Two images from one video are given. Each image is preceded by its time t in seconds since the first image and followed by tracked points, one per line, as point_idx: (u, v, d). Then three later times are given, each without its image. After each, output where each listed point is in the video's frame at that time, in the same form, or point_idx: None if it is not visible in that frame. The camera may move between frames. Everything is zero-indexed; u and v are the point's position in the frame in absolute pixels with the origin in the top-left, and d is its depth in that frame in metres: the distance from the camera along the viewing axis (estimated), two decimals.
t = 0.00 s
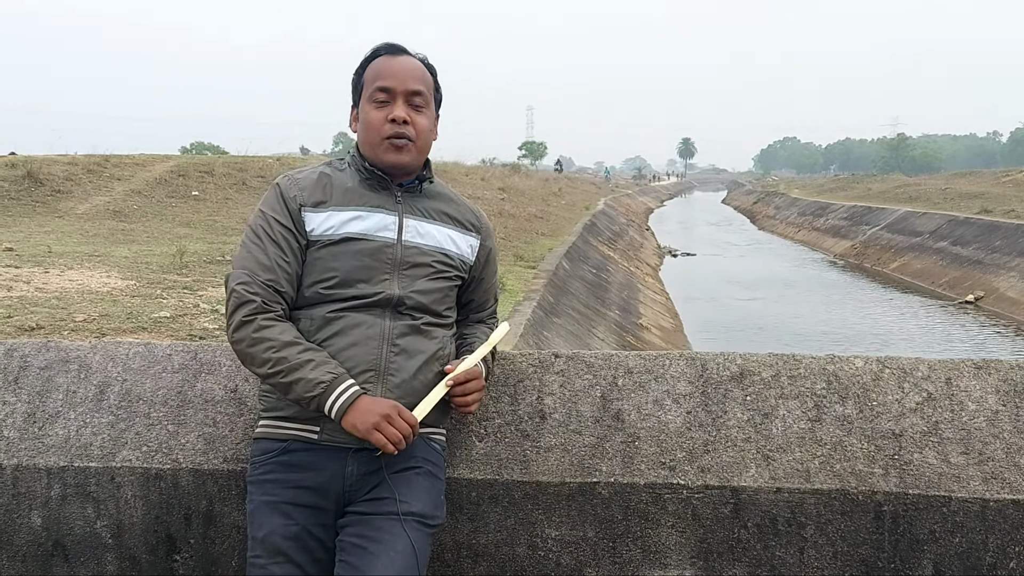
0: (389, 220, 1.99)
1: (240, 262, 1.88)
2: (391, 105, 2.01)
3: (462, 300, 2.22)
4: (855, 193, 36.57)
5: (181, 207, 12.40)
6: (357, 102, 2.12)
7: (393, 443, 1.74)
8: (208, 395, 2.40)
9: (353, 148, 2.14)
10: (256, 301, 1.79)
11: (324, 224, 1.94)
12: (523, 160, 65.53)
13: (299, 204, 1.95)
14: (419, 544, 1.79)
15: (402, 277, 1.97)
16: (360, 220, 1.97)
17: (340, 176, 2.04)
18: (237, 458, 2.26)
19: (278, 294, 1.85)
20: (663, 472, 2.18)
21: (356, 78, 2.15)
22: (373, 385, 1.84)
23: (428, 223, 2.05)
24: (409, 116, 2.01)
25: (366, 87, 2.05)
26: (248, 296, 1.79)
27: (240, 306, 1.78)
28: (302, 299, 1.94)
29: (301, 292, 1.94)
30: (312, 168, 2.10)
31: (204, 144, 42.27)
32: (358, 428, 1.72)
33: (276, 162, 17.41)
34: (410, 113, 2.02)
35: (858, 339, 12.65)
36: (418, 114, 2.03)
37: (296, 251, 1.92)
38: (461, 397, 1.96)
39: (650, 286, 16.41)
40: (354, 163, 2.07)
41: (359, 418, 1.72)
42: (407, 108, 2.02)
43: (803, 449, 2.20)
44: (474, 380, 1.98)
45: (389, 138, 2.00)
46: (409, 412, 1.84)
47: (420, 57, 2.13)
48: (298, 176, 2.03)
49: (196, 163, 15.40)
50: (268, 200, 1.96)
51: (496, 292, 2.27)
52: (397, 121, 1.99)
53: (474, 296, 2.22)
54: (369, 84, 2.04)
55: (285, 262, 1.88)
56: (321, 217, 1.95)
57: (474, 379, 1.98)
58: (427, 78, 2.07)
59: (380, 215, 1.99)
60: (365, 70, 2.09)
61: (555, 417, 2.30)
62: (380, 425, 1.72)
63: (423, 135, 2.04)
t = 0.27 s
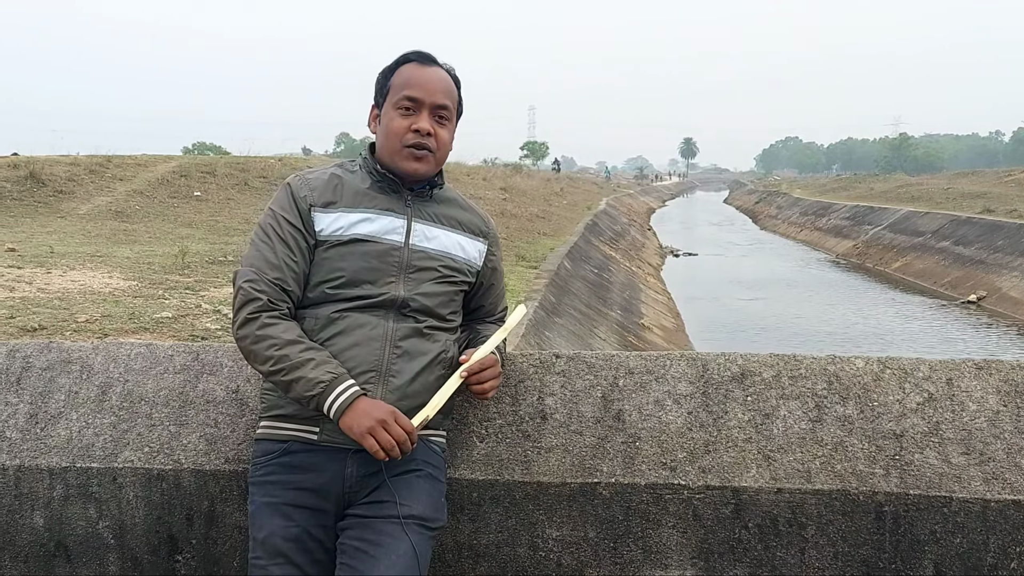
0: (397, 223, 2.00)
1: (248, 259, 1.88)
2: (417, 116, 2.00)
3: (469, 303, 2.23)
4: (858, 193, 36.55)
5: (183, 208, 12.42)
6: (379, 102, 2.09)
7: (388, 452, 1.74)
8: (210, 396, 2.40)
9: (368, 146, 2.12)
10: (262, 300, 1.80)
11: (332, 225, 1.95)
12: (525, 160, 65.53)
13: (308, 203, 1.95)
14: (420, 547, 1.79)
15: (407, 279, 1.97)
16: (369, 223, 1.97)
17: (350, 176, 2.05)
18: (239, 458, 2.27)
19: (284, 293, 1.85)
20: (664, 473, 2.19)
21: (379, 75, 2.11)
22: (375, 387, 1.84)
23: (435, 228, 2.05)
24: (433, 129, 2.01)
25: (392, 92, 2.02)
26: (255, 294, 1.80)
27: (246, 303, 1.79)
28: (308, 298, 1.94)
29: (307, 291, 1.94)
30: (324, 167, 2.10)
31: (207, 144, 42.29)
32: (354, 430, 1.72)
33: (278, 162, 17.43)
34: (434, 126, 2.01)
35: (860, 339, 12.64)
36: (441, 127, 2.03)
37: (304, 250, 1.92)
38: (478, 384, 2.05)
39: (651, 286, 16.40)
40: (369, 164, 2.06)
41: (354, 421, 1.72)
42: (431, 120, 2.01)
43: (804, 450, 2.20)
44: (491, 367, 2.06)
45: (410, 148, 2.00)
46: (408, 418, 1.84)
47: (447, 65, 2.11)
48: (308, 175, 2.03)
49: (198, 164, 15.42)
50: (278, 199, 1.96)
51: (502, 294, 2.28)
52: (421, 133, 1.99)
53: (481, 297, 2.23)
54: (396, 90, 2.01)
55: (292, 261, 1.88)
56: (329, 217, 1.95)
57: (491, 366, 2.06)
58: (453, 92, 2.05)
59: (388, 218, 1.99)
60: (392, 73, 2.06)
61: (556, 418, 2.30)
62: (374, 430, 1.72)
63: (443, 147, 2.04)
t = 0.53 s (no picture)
0: (397, 224, 2.00)
1: (248, 261, 1.89)
2: (417, 114, 2.00)
3: (470, 303, 2.23)
4: (859, 193, 36.53)
5: (185, 208, 12.43)
6: (380, 100, 2.09)
7: (382, 453, 1.73)
8: (211, 396, 2.40)
9: (368, 144, 2.11)
10: (262, 301, 1.80)
11: (332, 226, 1.95)
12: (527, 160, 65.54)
13: (308, 205, 1.95)
14: (420, 547, 1.79)
15: (407, 280, 1.98)
16: (369, 223, 1.97)
17: (351, 177, 2.05)
18: (239, 458, 2.27)
19: (284, 295, 1.86)
20: (665, 473, 2.19)
21: (379, 73, 2.10)
22: (374, 388, 1.84)
23: (435, 228, 2.05)
24: (434, 127, 2.01)
25: (393, 90, 2.02)
26: (255, 296, 1.80)
27: (246, 305, 1.80)
28: (308, 299, 1.94)
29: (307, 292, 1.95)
30: (325, 168, 2.10)
31: (207, 144, 42.28)
32: (350, 433, 1.72)
33: (279, 162, 17.44)
34: (436, 126, 2.01)
35: (862, 339, 12.63)
36: (442, 126, 2.03)
37: (304, 252, 1.92)
38: (479, 393, 2.03)
39: (653, 286, 16.40)
40: (369, 164, 2.06)
41: (350, 425, 1.72)
42: (432, 119, 2.02)
43: (805, 450, 2.20)
44: (493, 377, 2.04)
45: (411, 148, 2.00)
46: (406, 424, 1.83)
47: (447, 65, 2.11)
48: (309, 176, 2.03)
49: (199, 164, 15.43)
50: (278, 200, 1.96)
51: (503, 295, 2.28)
52: (423, 132, 1.99)
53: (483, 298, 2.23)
54: (397, 88, 2.01)
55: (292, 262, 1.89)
56: (329, 219, 1.95)
57: (492, 375, 2.03)
58: (454, 91, 2.06)
59: (388, 219, 1.99)
60: (393, 71, 2.05)
61: (557, 418, 2.31)
62: (371, 433, 1.72)
63: (444, 147, 2.05)
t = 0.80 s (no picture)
0: (396, 223, 2.00)
1: (247, 261, 1.89)
2: (421, 116, 2.00)
3: (471, 302, 2.23)
4: (862, 192, 36.48)
5: (187, 208, 12.44)
6: (382, 100, 2.09)
7: (378, 450, 1.73)
8: (213, 395, 2.41)
9: (369, 144, 2.11)
10: (261, 301, 1.80)
11: (331, 226, 1.95)
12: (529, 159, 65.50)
13: (307, 205, 1.95)
14: (420, 545, 1.79)
15: (406, 279, 1.98)
16: (368, 223, 1.97)
17: (350, 177, 2.05)
18: (242, 457, 2.28)
19: (283, 295, 1.86)
20: (666, 472, 2.19)
21: (382, 72, 2.10)
22: (373, 386, 1.85)
23: (435, 227, 2.06)
24: (437, 130, 2.02)
25: (397, 91, 2.02)
26: (254, 296, 1.81)
27: (245, 305, 1.80)
28: (307, 298, 1.94)
29: (307, 292, 1.95)
30: (324, 168, 2.10)
31: (210, 144, 42.35)
32: (349, 431, 1.72)
33: (282, 162, 17.46)
34: (439, 128, 2.02)
35: (864, 338, 12.61)
36: (445, 129, 2.04)
37: (303, 252, 1.92)
38: (481, 393, 2.02)
39: (655, 286, 16.40)
40: (369, 164, 2.06)
41: (349, 422, 1.72)
42: (436, 122, 2.02)
43: (806, 449, 2.19)
44: (496, 377, 2.04)
45: (414, 150, 2.00)
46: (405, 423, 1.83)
47: (450, 67, 2.11)
48: (308, 176, 2.04)
49: (201, 164, 15.45)
50: (277, 200, 1.97)
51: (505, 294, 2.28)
52: (426, 135, 1.99)
53: (485, 298, 2.23)
54: (401, 89, 2.01)
55: (290, 261, 1.89)
56: (328, 219, 1.96)
57: (494, 375, 2.03)
58: (458, 94, 2.07)
59: (387, 218, 1.99)
60: (396, 71, 2.05)
61: (559, 417, 2.31)
62: (370, 430, 1.72)
63: (446, 149, 2.06)
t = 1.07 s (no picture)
0: (398, 222, 2.00)
1: (249, 260, 1.89)
2: (424, 116, 2.00)
3: (473, 300, 2.23)
4: (863, 191, 36.46)
5: (189, 207, 12.45)
6: (384, 100, 2.08)
7: (382, 450, 1.73)
8: (216, 394, 2.41)
9: (370, 143, 2.11)
10: (262, 301, 1.80)
11: (333, 225, 1.95)
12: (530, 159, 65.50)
13: (308, 204, 1.95)
14: (422, 544, 1.79)
15: (408, 278, 1.98)
16: (370, 222, 1.97)
17: (351, 177, 2.05)
18: (244, 456, 2.28)
19: (284, 294, 1.86)
20: (669, 471, 2.19)
21: (384, 71, 2.09)
22: (375, 385, 1.85)
23: (436, 226, 2.05)
24: (440, 130, 2.02)
25: (400, 91, 2.01)
26: (255, 295, 1.81)
27: (247, 305, 1.80)
28: (309, 298, 1.94)
29: (309, 291, 1.95)
30: (325, 168, 2.10)
31: (211, 144, 42.40)
32: (352, 430, 1.71)
33: (284, 161, 17.47)
34: (441, 128, 2.02)
35: (866, 338, 12.59)
36: (447, 129, 2.04)
37: (304, 251, 1.92)
38: (485, 392, 2.02)
39: (656, 285, 16.40)
40: (371, 164, 2.06)
41: (351, 421, 1.71)
42: (439, 122, 2.02)
43: (809, 448, 2.19)
44: (499, 375, 2.03)
45: (417, 149, 2.00)
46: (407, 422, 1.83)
47: (452, 66, 2.11)
48: (309, 176, 2.03)
49: (203, 163, 15.46)
50: (279, 200, 1.97)
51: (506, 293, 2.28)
52: (429, 134, 1.99)
53: (486, 297, 2.23)
54: (404, 89, 2.01)
55: (292, 260, 1.89)
56: (330, 218, 1.95)
57: (498, 373, 2.03)
58: (460, 93, 2.07)
59: (389, 217, 1.99)
60: (399, 71, 2.05)
61: (561, 416, 2.30)
62: (372, 429, 1.72)
63: (449, 148, 2.06)
